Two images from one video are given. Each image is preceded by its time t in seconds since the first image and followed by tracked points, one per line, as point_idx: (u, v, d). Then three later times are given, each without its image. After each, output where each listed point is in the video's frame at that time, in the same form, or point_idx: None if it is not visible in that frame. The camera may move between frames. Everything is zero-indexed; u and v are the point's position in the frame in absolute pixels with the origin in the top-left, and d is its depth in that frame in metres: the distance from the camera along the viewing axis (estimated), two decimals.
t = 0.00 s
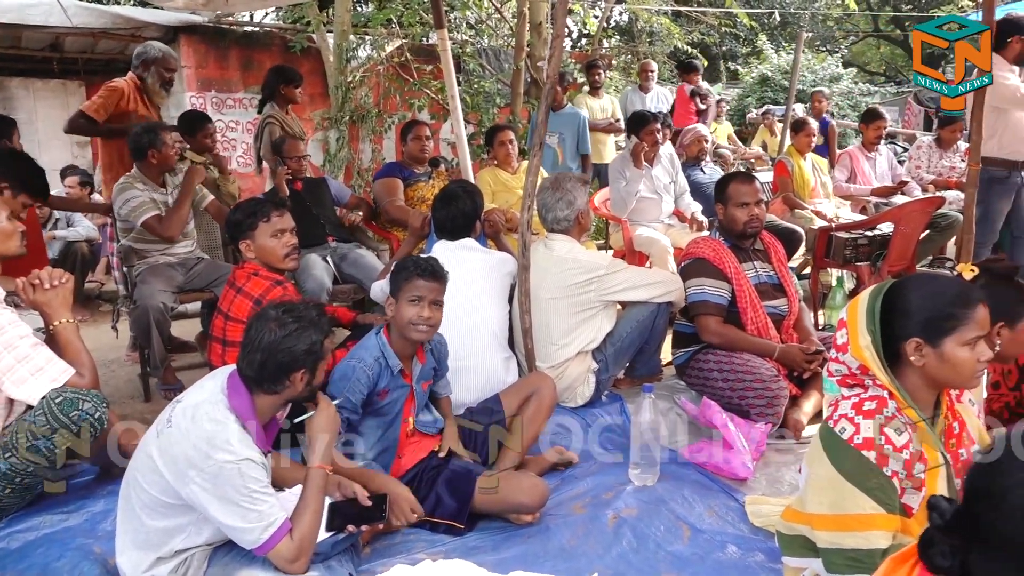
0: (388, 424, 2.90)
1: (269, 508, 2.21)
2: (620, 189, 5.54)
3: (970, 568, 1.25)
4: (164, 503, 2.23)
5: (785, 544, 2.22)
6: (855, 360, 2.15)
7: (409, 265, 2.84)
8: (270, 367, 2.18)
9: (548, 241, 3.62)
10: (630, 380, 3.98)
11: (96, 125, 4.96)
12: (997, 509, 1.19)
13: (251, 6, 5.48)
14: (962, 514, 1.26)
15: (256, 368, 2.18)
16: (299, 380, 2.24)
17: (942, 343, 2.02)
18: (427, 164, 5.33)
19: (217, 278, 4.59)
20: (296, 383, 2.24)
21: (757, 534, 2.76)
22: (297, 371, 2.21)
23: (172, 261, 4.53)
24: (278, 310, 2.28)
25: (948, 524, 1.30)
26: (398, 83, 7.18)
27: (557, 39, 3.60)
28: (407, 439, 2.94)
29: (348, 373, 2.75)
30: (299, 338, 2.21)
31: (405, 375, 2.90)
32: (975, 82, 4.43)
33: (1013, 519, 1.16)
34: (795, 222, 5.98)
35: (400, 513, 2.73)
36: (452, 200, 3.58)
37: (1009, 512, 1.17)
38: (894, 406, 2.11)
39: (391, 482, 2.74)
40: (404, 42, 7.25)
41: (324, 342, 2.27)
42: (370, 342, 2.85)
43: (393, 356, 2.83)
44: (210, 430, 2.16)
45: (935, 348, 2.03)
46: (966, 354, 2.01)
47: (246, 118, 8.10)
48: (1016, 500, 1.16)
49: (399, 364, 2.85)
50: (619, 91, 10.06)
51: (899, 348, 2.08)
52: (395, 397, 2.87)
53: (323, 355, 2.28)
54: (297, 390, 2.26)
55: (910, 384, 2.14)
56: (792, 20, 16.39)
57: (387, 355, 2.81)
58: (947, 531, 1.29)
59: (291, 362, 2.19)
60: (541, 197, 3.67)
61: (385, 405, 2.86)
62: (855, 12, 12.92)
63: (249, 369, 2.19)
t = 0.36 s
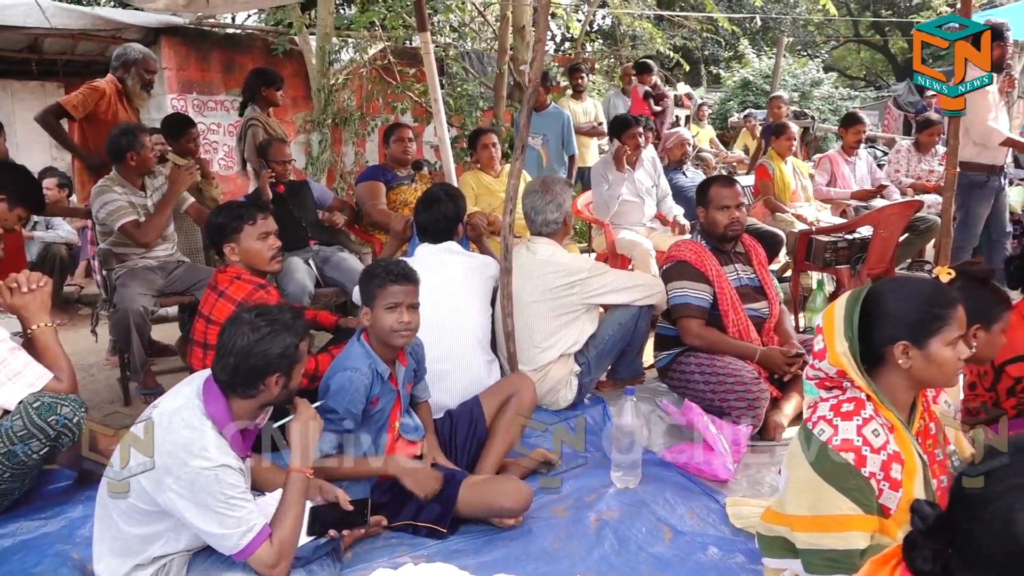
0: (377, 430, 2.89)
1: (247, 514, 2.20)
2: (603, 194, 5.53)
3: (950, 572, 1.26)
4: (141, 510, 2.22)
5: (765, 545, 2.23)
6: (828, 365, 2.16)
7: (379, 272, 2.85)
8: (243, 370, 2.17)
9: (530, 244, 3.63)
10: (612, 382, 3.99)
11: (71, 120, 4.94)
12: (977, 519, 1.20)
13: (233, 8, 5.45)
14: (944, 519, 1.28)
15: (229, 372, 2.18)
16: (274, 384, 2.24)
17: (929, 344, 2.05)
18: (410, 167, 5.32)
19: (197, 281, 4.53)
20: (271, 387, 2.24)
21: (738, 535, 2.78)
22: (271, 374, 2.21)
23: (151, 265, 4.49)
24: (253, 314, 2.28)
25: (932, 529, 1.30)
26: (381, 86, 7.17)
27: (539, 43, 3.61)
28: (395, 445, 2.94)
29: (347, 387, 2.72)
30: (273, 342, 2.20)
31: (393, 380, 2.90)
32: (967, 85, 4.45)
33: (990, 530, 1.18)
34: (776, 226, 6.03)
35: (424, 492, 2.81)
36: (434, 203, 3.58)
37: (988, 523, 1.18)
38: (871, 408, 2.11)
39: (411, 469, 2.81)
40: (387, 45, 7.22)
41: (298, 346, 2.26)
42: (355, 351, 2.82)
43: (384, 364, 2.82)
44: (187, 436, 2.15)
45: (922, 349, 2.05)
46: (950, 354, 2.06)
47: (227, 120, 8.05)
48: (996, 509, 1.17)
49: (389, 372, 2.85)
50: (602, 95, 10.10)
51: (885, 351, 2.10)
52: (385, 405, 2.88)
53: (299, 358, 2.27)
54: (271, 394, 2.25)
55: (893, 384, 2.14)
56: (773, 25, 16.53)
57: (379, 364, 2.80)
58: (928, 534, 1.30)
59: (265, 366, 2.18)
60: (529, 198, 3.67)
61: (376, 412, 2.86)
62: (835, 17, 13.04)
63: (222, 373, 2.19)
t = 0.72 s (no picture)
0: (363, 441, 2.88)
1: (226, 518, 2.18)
2: (584, 197, 5.57)
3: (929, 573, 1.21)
4: (119, 516, 2.20)
5: (743, 546, 2.24)
6: (807, 372, 2.17)
7: (354, 284, 2.83)
8: (215, 371, 2.16)
9: (511, 248, 3.64)
10: (593, 385, 4.00)
11: (49, 124, 4.90)
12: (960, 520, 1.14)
13: (212, 11, 5.42)
14: (924, 520, 1.23)
15: (203, 373, 2.17)
16: (247, 387, 2.22)
17: (908, 346, 2.08)
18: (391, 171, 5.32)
19: (175, 286, 4.52)
20: (245, 390, 2.22)
21: (718, 537, 2.79)
22: (246, 376, 2.19)
23: (128, 270, 4.48)
24: (228, 316, 2.28)
25: (909, 532, 1.26)
26: (362, 89, 7.15)
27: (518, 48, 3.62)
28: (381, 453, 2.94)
29: (334, 407, 2.73)
30: (244, 342, 2.19)
31: (376, 392, 2.89)
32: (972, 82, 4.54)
33: (970, 531, 1.12)
34: (755, 230, 6.09)
35: (393, 506, 2.73)
36: (414, 207, 3.57)
37: (968, 523, 1.13)
38: (848, 410, 2.13)
39: (380, 481, 2.73)
40: (368, 49, 7.19)
41: (272, 348, 2.24)
42: (336, 366, 2.80)
43: (366, 378, 2.82)
44: (166, 441, 2.12)
45: (902, 351, 2.08)
46: (929, 354, 2.09)
47: (207, 124, 7.99)
48: (976, 510, 1.12)
49: (371, 384, 2.84)
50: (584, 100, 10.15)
51: (868, 355, 2.11)
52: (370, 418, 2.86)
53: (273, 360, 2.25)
54: (244, 399, 2.23)
55: (872, 385, 2.16)
56: (753, 30, 16.68)
57: (362, 378, 2.80)
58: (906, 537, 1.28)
59: (236, 367, 2.17)
60: (513, 202, 3.67)
61: (361, 425, 2.84)
62: (814, 23, 13.18)
63: (197, 375, 2.18)
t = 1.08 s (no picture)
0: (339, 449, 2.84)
1: (202, 525, 2.16)
2: (563, 200, 5.54)
3: None
4: (91, 522, 2.17)
5: (721, 547, 2.25)
6: (783, 372, 2.18)
7: (331, 289, 2.81)
8: (179, 367, 2.18)
9: (489, 251, 3.64)
10: (571, 388, 4.01)
11: (23, 126, 4.83)
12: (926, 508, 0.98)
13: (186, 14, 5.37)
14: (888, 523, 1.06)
15: (170, 369, 2.19)
16: (209, 389, 2.20)
17: (881, 348, 2.10)
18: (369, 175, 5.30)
19: (150, 291, 4.49)
20: (207, 392, 2.20)
21: (695, 538, 2.81)
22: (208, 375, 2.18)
23: (101, 274, 4.43)
24: (207, 316, 2.30)
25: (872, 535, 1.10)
26: (339, 93, 7.13)
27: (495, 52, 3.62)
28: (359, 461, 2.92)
29: (311, 417, 2.71)
30: (210, 339, 2.20)
31: (353, 401, 2.87)
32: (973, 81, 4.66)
33: (934, 524, 0.95)
34: (732, 233, 6.13)
35: (363, 516, 2.74)
36: (391, 211, 3.56)
37: (930, 517, 0.96)
38: (823, 412, 2.14)
39: (355, 488, 2.73)
40: (346, 52, 7.17)
41: (238, 351, 2.23)
42: (314, 375, 2.78)
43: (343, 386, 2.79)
44: (141, 446, 2.11)
45: (875, 353, 2.10)
46: (902, 356, 2.11)
47: (183, 127, 7.92)
48: (936, 501, 0.96)
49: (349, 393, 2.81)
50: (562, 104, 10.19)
51: (843, 357, 2.13)
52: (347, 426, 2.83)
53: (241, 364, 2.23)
54: (207, 402, 2.21)
55: (845, 387, 2.18)
56: (729, 35, 16.86)
57: (339, 388, 2.77)
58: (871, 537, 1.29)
59: (199, 364, 2.17)
60: (488, 205, 3.67)
61: (339, 433, 2.81)
62: (789, 28, 13.33)
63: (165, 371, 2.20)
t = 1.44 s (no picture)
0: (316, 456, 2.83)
1: (177, 532, 2.14)
2: (540, 204, 5.55)
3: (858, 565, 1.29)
4: (64, 532, 2.13)
5: (698, 548, 2.26)
6: (755, 373, 2.22)
7: (307, 294, 2.80)
8: (150, 372, 2.16)
9: (466, 254, 3.64)
10: (549, 392, 4.01)
11: None
12: (888, 501, 1.21)
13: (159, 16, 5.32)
14: (848, 512, 1.29)
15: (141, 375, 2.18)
16: (180, 396, 2.18)
17: (852, 347, 2.12)
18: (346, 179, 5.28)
19: (124, 296, 4.42)
20: (178, 398, 2.18)
21: (673, 539, 2.82)
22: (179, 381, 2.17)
23: (74, 280, 4.41)
24: (178, 321, 2.29)
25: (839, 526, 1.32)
26: (316, 96, 7.09)
27: (471, 55, 3.62)
28: (337, 466, 2.91)
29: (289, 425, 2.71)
30: (180, 343, 2.19)
31: (329, 406, 2.85)
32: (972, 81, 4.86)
33: (901, 511, 1.20)
34: (709, 235, 6.18)
35: (339, 518, 2.75)
36: (367, 214, 3.55)
37: (896, 503, 1.20)
38: (797, 411, 2.16)
39: (331, 492, 2.75)
40: (322, 55, 7.13)
41: (209, 356, 2.20)
42: (288, 383, 2.76)
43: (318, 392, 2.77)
44: (115, 453, 2.08)
45: (846, 352, 2.12)
46: (873, 355, 2.13)
47: (157, 131, 7.84)
48: (899, 490, 1.20)
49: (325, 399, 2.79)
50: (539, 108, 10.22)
51: (814, 357, 2.15)
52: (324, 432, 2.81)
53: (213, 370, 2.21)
54: (178, 407, 2.19)
55: (817, 387, 2.19)
56: (705, 39, 17.01)
57: (315, 394, 2.76)
58: (834, 532, 1.34)
59: (171, 371, 2.15)
60: (463, 209, 3.67)
61: (316, 440, 2.80)
62: (764, 32, 13.47)
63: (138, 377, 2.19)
